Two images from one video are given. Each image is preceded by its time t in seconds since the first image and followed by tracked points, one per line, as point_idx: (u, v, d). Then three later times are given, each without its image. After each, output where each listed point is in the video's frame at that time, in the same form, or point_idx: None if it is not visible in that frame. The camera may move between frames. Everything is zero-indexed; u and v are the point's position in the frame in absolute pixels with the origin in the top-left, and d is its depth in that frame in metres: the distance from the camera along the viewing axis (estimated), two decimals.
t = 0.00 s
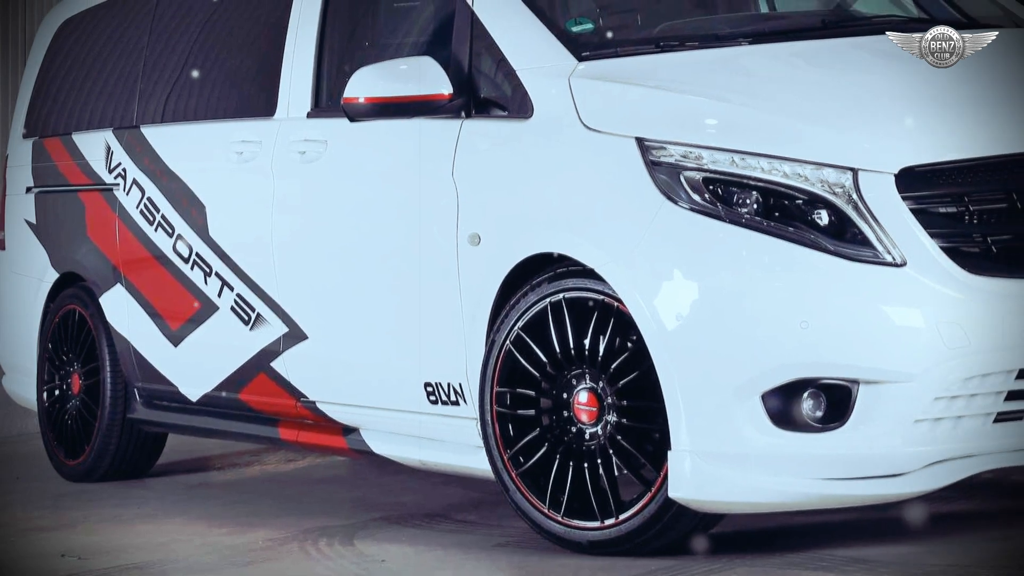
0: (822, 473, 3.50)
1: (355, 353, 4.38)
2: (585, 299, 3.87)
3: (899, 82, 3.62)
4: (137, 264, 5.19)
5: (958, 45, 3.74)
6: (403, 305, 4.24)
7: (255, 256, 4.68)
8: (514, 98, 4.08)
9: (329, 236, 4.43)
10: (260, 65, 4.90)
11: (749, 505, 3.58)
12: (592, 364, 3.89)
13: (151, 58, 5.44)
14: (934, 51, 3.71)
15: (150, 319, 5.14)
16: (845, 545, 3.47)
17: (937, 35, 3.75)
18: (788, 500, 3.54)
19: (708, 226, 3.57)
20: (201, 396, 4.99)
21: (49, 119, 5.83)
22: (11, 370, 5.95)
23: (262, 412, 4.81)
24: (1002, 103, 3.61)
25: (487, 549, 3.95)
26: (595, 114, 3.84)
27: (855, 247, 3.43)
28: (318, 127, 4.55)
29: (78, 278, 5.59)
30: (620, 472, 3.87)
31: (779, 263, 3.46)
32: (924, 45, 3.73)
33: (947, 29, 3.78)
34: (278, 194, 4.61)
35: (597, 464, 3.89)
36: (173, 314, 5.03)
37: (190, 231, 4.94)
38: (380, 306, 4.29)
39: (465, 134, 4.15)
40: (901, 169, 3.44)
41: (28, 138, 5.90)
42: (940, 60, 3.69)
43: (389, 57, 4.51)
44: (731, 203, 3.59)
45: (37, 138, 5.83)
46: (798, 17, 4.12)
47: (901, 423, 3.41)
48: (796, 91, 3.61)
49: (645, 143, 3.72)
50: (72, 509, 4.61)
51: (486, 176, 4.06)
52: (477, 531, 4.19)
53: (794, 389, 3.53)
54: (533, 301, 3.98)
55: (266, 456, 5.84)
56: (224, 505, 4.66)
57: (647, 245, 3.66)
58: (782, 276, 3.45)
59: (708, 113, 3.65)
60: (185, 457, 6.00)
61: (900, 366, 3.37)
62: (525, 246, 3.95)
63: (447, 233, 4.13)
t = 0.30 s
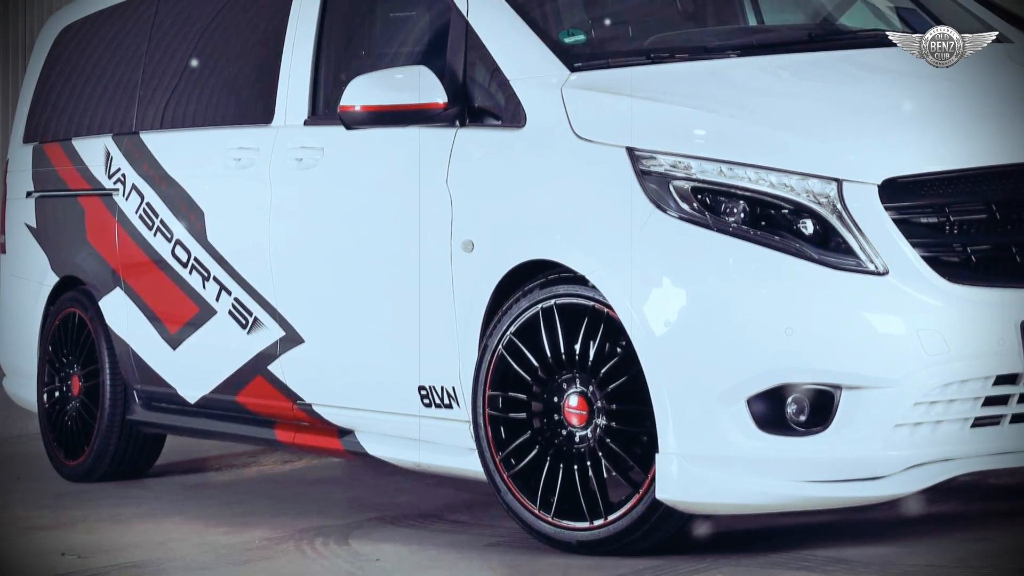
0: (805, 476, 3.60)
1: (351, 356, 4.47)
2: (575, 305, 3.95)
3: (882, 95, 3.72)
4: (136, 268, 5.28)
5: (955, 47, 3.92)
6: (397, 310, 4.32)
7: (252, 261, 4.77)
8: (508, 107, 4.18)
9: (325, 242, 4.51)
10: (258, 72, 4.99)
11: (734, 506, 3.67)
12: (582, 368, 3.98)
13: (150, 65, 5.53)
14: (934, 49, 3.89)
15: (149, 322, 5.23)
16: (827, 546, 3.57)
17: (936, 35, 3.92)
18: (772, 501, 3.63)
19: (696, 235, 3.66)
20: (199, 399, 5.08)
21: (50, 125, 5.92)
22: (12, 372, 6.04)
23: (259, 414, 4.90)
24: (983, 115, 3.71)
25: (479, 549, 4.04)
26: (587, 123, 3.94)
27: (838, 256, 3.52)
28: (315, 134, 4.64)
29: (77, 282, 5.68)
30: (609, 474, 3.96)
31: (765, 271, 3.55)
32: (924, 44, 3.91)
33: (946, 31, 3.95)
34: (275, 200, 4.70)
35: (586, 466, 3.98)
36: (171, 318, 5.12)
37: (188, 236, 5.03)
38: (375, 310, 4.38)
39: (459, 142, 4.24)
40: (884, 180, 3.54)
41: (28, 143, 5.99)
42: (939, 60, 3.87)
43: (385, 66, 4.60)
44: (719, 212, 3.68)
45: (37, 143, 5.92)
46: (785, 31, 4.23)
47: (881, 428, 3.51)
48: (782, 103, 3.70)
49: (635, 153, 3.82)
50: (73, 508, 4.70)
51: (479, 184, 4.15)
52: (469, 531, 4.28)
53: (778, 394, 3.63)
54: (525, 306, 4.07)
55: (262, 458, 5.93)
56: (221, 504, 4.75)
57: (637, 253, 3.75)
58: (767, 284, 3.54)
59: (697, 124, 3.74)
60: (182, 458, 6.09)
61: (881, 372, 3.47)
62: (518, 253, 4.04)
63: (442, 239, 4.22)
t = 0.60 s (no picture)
0: (787, 478, 3.70)
1: (346, 360, 4.57)
2: (565, 311, 4.05)
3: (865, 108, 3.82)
4: (135, 272, 5.38)
5: (955, 47, 4.25)
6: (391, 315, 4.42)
7: (249, 266, 4.87)
8: (501, 118, 4.27)
9: (321, 248, 4.61)
10: (255, 81, 5.09)
11: (718, 508, 3.76)
12: (572, 373, 4.08)
13: (149, 73, 5.63)
14: (934, 52, 4.21)
15: (148, 326, 5.33)
16: (808, 546, 3.67)
17: (937, 37, 4.26)
18: (755, 504, 3.73)
19: (683, 243, 3.74)
20: (197, 401, 5.18)
21: (50, 131, 6.03)
22: (13, 374, 6.16)
23: (256, 416, 5.00)
24: (962, 128, 3.81)
25: (470, 548, 4.15)
26: (577, 133, 4.02)
27: (821, 265, 3.61)
28: (311, 143, 4.74)
29: (77, 286, 5.78)
30: (597, 475, 4.06)
31: (750, 279, 3.64)
32: (927, 47, 4.24)
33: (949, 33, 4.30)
34: (272, 206, 4.80)
35: (575, 468, 4.08)
36: (170, 322, 5.22)
37: (186, 241, 5.13)
38: (369, 315, 4.48)
39: (453, 152, 4.33)
40: (866, 192, 3.65)
41: (29, 148, 6.10)
42: (940, 60, 4.18)
43: (381, 76, 4.70)
44: (705, 221, 3.76)
45: (37, 149, 6.02)
46: (771, 45, 4.35)
47: (860, 432, 3.61)
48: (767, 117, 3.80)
49: (625, 163, 3.90)
50: (73, 508, 4.80)
51: (472, 192, 4.24)
52: (461, 530, 4.39)
53: (761, 399, 3.73)
54: (516, 313, 4.17)
55: (259, 459, 6.03)
56: (218, 504, 4.85)
57: (624, 260, 3.84)
58: (752, 292, 3.63)
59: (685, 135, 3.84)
60: (180, 459, 6.19)
61: (862, 378, 3.57)
62: (510, 260, 4.13)
63: (435, 246, 4.32)
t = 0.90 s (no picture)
0: (771, 481, 3.80)
1: (342, 363, 4.66)
2: (556, 317, 4.14)
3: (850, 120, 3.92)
4: (135, 277, 5.47)
5: (955, 46, 4.51)
6: (386, 320, 4.52)
7: (247, 272, 4.96)
8: (494, 126, 4.36)
9: (318, 254, 4.71)
10: (254, 90, 5.18)
11: (704, 510, 3.86)
12: (562, 378, 4.17)
13: (149, 81, 5.72)
14: (935, 53, 4.48)
15: (147, 329, 5.42)
16: (792, 547, 3.77)
17: (936, 39, 4.53)
18: (741, 505, 3.83)
19: (672, 251, 3.83)
20: (195, 404, 5.28)
21: (50, 136, 6.12)
22: (14, 376, 6.25)
23: (254, 419, 5.10)
24: (945, 140, 3.91)
25: (462, 548, 4.24)
26: (569, 143, 4.11)
27: (805, 274, 3.71)
28: (309, 150, 4.84)
29: (77, 290, 5.88)
30: (587, 478, 4.15)
31: (737, 287, 3.73)
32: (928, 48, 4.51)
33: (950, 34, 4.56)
34: (270, 212, 4.89)
35: (565, 471, 4.17)
36: (169, 325, 5.31)
37: (185, 247, 5.22)
38: (365, 320, 4.57)
39: (447, 160, 4.42)
40: (850, 202, 3.74)
41: (29, 154, 6.20)
42: (940, 60, 4.46)
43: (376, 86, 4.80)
44: (693, 230, 3.86)
45: (38, 155, 6.12)
46: (759, 58, 4.46)
47: (843, 436, 3.70)
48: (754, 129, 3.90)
49: (615, 172, 3.99)
50: (73, 508, 4.89)
51: (466, 200, 4.32)
52: (454, 531, 4.48)
53: (747, 404, 3.83)
54: (508, 318, 4.26)
55: (256, 460, 6.13)
56: (216, 505, 4.94)
57: (614, 268, 3.93)
58: (739, 299, 3.73)
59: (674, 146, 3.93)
60: (179, 460, 6.28)
61: (845, 384, 3.66)
62: (503, 267, 4.22)
63: (430, 253, 4.41)
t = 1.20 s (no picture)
0: (755, 484, 3.90)
1: (338, 367, 4.77)
2: (547, 323, 4.24)
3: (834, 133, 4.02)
4: (135, 282, 5.58)
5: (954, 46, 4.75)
6: (381, 325, 4.62)
7: (245, 277, 5.07)
8: (487, 137, 4.45)
9: (315, 260, 4.81)
10: (251, 99, 5.29)
11: (689, 511, 3.96)
12: (553, 382, 4.27)
13: (148, 89, 5.83)
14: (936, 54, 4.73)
15: (146, 333, 5.53)
16: (775, 547, 3.88)
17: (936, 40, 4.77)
18: (725, 506, 3.93)
19: (660, 260, 3.93)
20: (194, 406, 5.39)
21: (50, 143, 6.24)
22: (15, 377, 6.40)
23: (251, 421, 5.21)
24: (926, 153, 4.02)
25: (454, 548, 4.35)
26: (560, 153, 4.20)
27: (789, 282, 3.82)
28: (305, 159, 4.94)
29: (78, 294, 6.00)
30: (576, 480, 4.26)
31: (725, 295, 3.83)
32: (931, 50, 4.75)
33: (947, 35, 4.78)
34: (267, 219, 5.00)
35: (555, 473, 4.28)
36: (168, 329, 5.42)
37: (184, 252, 5.33)
38: (360, 325, 4.68)
39: (441, 169, 4.52)
40: (833, 213, 3.85)
41: (30, 160, 6.32)
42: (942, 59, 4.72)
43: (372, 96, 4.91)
44: (681, 239, 3.95)
45: (38, 161, 6.24)
46: (746, 72, 4.58)
47: (824, 440, 3.81)
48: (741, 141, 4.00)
49: (605, 183, 4.08)
50: (73, 508, 4.99)
51: (459, 208, 4.43)
52: (447, 531, 4.59)
53: (731, 409, 3.94)
54: (500, 324, 4.36)
55: (253, 462, 6.24)
56: (213, 505, 5.05)
57: (604, 276, 4.04)
58: (725, 307, 3.83)
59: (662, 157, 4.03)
60: (177, 461, 6.39)
61: (827, 390, 3.77)
62: (495, 274, 4.32)
63: (424, 259, 4.51)
